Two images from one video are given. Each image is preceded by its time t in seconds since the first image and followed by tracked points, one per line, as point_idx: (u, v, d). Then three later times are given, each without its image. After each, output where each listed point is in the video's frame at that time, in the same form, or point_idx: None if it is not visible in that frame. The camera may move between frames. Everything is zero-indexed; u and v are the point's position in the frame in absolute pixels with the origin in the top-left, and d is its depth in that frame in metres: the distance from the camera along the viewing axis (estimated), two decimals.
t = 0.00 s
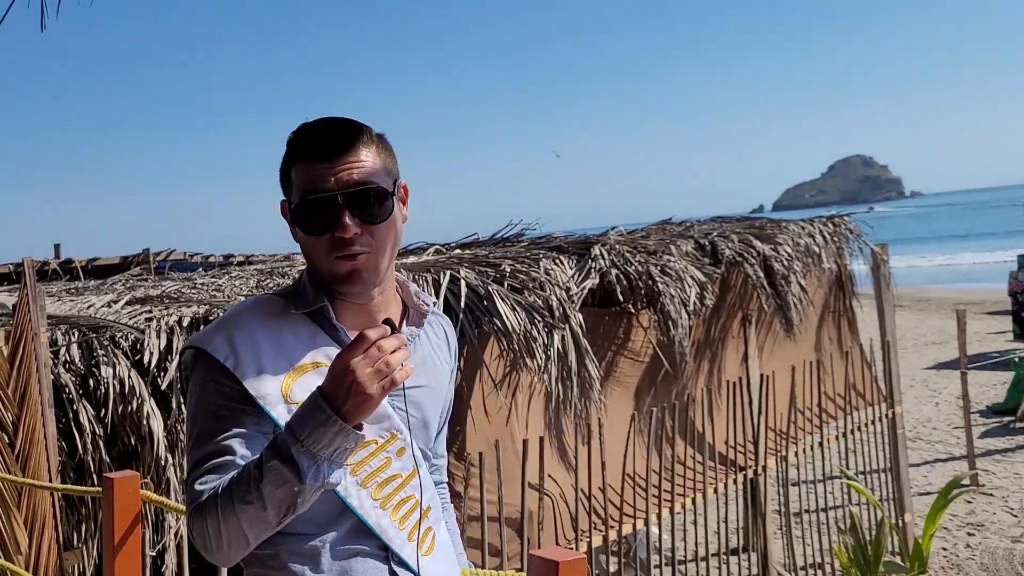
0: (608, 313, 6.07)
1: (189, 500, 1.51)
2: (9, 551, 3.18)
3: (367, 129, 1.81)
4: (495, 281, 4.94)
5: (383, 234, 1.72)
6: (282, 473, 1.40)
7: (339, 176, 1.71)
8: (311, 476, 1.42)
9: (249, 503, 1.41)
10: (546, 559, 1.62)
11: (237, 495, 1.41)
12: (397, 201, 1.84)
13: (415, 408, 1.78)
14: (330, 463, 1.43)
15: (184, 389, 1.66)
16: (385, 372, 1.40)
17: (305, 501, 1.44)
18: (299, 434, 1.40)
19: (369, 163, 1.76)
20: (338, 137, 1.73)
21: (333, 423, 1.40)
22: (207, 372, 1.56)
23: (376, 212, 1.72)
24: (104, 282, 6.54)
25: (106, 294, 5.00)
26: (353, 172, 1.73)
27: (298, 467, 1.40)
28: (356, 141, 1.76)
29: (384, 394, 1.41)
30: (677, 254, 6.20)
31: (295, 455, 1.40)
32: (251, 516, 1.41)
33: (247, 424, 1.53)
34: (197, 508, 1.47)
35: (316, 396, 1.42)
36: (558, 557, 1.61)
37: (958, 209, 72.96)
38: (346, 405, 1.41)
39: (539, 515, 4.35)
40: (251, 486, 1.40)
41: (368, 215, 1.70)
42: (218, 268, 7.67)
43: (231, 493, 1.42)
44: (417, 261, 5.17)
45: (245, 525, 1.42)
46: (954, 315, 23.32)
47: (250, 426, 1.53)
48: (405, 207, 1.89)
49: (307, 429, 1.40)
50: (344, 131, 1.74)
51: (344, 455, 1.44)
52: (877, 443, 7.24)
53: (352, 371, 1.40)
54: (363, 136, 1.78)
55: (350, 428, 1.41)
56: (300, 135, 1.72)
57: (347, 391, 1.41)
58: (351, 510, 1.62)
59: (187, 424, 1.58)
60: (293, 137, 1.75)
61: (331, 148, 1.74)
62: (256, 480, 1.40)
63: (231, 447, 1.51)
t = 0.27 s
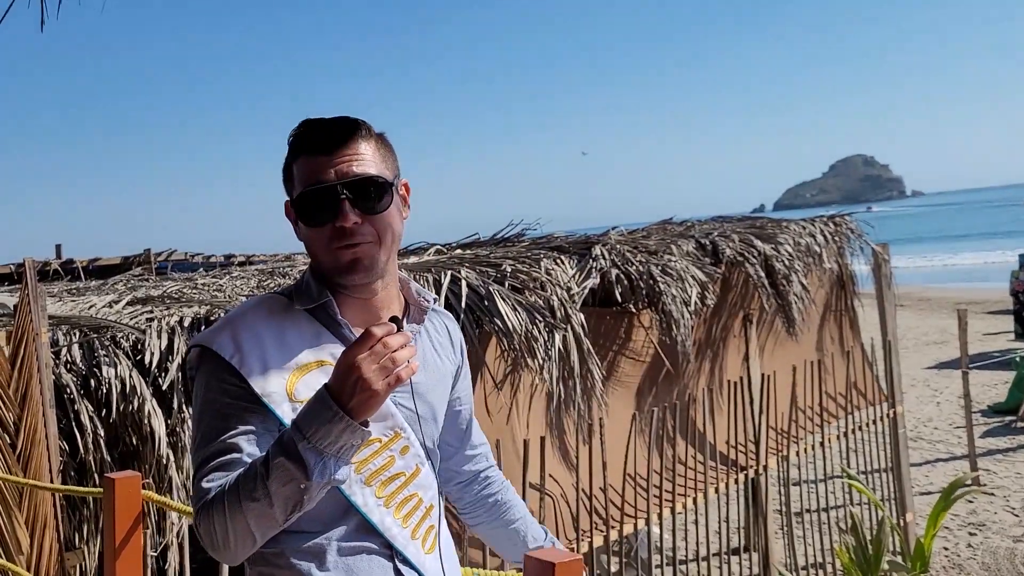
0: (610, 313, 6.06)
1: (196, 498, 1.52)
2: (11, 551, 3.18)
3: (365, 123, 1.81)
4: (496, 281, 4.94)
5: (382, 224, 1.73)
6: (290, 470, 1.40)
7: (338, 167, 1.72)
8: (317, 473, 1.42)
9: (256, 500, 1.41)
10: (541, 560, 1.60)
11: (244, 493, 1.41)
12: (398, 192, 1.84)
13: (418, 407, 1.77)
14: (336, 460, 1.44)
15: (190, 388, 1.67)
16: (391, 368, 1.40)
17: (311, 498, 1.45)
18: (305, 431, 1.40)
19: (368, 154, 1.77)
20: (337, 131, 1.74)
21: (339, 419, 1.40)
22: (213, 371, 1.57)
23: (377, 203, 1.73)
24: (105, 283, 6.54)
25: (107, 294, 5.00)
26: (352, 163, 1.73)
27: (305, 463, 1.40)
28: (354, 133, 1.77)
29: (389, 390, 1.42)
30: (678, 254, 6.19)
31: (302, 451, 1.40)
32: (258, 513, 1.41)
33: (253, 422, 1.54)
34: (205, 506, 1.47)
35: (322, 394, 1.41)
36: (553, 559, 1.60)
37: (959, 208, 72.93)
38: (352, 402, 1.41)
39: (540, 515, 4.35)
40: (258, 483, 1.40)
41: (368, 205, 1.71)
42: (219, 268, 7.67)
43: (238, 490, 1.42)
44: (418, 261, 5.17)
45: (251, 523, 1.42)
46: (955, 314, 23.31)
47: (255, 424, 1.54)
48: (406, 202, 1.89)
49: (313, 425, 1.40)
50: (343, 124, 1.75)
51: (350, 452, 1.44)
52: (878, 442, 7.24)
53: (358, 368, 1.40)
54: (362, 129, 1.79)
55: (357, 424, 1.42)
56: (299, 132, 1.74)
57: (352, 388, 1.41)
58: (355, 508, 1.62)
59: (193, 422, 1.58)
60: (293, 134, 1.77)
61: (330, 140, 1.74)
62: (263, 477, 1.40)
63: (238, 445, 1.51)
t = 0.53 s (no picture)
0: (610, 313, 6.06)
1: (203, 485, 1.53)
2: (12, 551, 3.19)
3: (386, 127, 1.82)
4: (497, 281, 4.94)
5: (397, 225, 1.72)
6: (291, 461, 1.40)
7: (355, 169, 1.72)
8: (317, 465, 1.42)
9: (259, 489, 1.41)
10: (550, 558, 1.62)
11: (247, 482, 1.42)
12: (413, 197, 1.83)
13: (419, 405, 1.76)
14: (336, 453, 1.43)
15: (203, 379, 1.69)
16: (388, 367, 1.41)
17: (313, 489, 1.45)
18: (307, 423, 1.41)
19: (387, 158, 1.77)
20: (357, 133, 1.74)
21: (338, 412, 1.40)
22: (223, 362, 1.58)
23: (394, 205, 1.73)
24: (106, 283, 6.54)
25: (108, 294, 5.00)
26: (370, 165, 1.73)
27: (306, 455, 1.40)
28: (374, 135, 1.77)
29: (386, 388, 1.42)
30: (679, 254, 6.19)
31: (303, 443, 1.40)
32: (261, 502, 1.42)
33: (261, 414, 1.55)
34: (213, 493, 1.48)
35: (324, 388, 1.42)
36: (563, 557, 1.61)
37: (959, 209, 72.91)
38: (351, 396, 1.41)
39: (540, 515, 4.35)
40: (261, 472, 1.41)
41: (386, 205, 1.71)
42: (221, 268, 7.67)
43: (242, 479, 1.43)
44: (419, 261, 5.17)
45: (254, 511, 1.43)
46: (956, 314, 23.30)
47: (263, 416, 1.55)
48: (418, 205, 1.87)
49: (314, 418, 1.40)
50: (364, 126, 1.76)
51: (351, 445, 1.44)
52: (880, 443, 7.23)
53: (357, 364, 1.41)
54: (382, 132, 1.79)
55: (357, 419, 1.42)
56: (320, 134, 1.74)
57: (351, 384, 1.41)
58: (355, 502, 1.62)
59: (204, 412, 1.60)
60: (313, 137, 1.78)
61: (350, 143, 1.75)
62: (266, 467, 1.40)
63: (246, 435, 1.53)
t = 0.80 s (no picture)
0: (610, 313, 6.06)
1: (212, 481, 1.51)
2: (12, 551, 3.19)
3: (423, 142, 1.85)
4: (498, 281, 4.94)
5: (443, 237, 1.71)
6: (304, 455, 1.40)
7: (405, 175, 1.71)
8: (331, 460, 1.41)
9: (270, 483, 1.41)
10: (554, 557, 1.61)
11: (259, 475, 1.41)
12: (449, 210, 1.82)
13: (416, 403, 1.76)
14: (350, 450, 1.43)
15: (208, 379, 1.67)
16: (404, 366, 1.40)
17: (324, 484, 1.44)
18: (322, 419, 1.40)
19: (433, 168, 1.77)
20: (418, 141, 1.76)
21: (354, 409, 1.40)
22: (230, 358, 1.57)
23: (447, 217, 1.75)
24: (105, 283, 6.55)
25: (108, 294, 5.00)
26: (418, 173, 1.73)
27: (320, 451, 1.40)
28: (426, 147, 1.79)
29: (401, 387, 1.41)
30: (679, 254, 6.19)
31: (317, 439, 1.40)
32: (271, 496, 1.41)
33: (268, 409, 1.54)
34: (221, 487, 1.47)
35: (341, 384, 1.42)
36: (566, 557, 1.61)
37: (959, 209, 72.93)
38: (366, 394, 1.40)
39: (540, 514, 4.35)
40: (273, 466, 1.40)
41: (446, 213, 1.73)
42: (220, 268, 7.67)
43: (253, 472, 1.42)
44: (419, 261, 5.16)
45: (265, 504, 1.42)
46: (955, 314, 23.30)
47: (270, 412, 1.54)
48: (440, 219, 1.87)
49: (329, 413, 1.40)
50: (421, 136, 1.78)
51: (363, 442, 1.44)
52: (880, 443, 7.23)
53: (376, 363, 1.40)
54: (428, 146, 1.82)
55: (373, 417, 1.41)
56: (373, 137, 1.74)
57: (368, 382, 1.40)
58: (358, 498, 1.63)
59: (211, 411, 1.58)
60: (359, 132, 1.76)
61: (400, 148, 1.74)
62: (278, 461, 1.40)
63: (254, 430, 1.51)
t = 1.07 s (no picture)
0: (610, 313, 6.08)
1: (221, 468, 1.49)
2: (13, 550, 3.21)
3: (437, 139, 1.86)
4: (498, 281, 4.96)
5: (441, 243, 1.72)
6: (323, 446, 1.41)
7: (403, 183, 1.72)
8: (349, 452, 1.42)
9: (286, 473, 1.41)
10: (554, 558, 1.64)
11: (275, 462, 1.42)
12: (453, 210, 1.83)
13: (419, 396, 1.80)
14: (366, 444, 1.44)
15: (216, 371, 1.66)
16: (427, 364, 1.42)
17: (339, 476, 1.45)
18: (343, 411, 1.41)
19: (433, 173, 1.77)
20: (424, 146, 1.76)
21: (376, 404, 1.41)
22: (247, 347, 1.57)
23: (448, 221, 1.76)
24: (107, 283, 6.57)
25: (110, 295, 5.03)
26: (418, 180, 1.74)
27: (339, 443, 1.41)
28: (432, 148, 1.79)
29: (423, 385, 1.43)
30: (678, 255, 6.22)
31: (337, 431, 1.41)
32: (286, 485, 1.42)
33: (283, 399, 1.54)
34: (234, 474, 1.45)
35: (364, 378, 1.43)
36: (566, 557, 1.63)
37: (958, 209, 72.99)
38: (387, 389, 1.42)
39: (539, 514, 4.37)
40: (290, 455, 1.41)
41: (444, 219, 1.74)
42: (221, 268, 7.70)
43: (269, 460, 1.43)
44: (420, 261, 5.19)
45: (279, 492, 1.42)
46: (955, 314, 23.34)
47: (286, 402, 1.54)
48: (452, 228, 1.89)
49: (350, 406, 1.41)
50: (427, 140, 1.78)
51: (380, 437, 1.45)
52: (879, 442, 7.26)
53: (399, 358, 1.41)
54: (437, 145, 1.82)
55: (392, 412, 1.43)
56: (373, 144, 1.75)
57: (391, 377, 1.42)
58: (365, 491, 1.64)
59: (222, 400, 1.57)
60: (365, 140, 1.79)
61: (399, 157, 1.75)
62: (296, 451, 1.41)
63: (268, 419, 1.51)
